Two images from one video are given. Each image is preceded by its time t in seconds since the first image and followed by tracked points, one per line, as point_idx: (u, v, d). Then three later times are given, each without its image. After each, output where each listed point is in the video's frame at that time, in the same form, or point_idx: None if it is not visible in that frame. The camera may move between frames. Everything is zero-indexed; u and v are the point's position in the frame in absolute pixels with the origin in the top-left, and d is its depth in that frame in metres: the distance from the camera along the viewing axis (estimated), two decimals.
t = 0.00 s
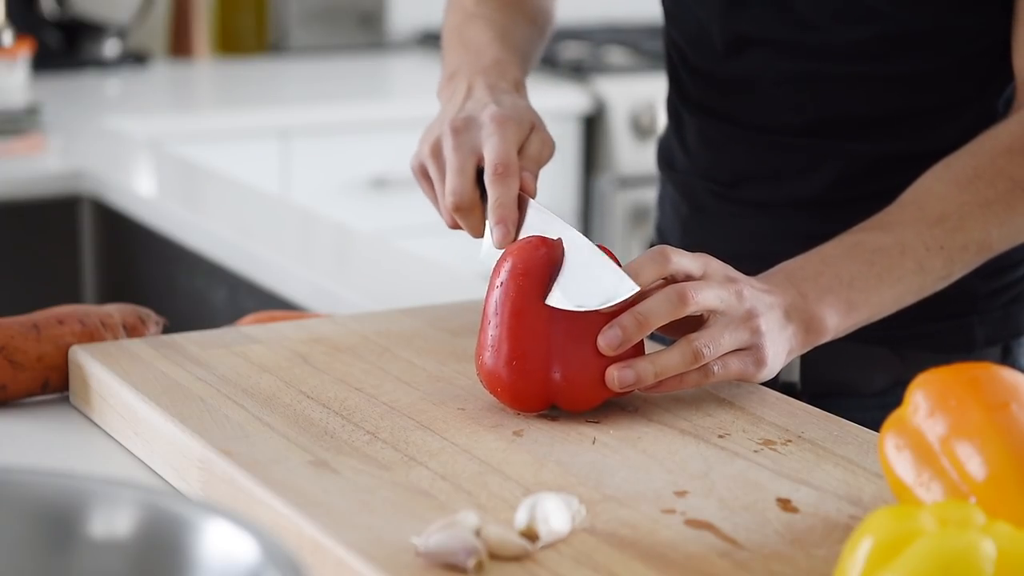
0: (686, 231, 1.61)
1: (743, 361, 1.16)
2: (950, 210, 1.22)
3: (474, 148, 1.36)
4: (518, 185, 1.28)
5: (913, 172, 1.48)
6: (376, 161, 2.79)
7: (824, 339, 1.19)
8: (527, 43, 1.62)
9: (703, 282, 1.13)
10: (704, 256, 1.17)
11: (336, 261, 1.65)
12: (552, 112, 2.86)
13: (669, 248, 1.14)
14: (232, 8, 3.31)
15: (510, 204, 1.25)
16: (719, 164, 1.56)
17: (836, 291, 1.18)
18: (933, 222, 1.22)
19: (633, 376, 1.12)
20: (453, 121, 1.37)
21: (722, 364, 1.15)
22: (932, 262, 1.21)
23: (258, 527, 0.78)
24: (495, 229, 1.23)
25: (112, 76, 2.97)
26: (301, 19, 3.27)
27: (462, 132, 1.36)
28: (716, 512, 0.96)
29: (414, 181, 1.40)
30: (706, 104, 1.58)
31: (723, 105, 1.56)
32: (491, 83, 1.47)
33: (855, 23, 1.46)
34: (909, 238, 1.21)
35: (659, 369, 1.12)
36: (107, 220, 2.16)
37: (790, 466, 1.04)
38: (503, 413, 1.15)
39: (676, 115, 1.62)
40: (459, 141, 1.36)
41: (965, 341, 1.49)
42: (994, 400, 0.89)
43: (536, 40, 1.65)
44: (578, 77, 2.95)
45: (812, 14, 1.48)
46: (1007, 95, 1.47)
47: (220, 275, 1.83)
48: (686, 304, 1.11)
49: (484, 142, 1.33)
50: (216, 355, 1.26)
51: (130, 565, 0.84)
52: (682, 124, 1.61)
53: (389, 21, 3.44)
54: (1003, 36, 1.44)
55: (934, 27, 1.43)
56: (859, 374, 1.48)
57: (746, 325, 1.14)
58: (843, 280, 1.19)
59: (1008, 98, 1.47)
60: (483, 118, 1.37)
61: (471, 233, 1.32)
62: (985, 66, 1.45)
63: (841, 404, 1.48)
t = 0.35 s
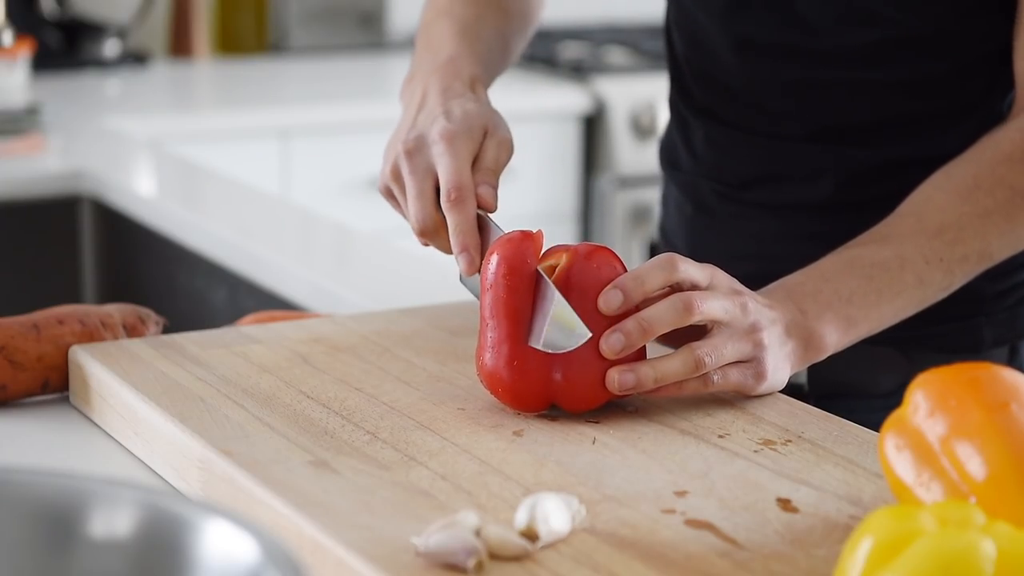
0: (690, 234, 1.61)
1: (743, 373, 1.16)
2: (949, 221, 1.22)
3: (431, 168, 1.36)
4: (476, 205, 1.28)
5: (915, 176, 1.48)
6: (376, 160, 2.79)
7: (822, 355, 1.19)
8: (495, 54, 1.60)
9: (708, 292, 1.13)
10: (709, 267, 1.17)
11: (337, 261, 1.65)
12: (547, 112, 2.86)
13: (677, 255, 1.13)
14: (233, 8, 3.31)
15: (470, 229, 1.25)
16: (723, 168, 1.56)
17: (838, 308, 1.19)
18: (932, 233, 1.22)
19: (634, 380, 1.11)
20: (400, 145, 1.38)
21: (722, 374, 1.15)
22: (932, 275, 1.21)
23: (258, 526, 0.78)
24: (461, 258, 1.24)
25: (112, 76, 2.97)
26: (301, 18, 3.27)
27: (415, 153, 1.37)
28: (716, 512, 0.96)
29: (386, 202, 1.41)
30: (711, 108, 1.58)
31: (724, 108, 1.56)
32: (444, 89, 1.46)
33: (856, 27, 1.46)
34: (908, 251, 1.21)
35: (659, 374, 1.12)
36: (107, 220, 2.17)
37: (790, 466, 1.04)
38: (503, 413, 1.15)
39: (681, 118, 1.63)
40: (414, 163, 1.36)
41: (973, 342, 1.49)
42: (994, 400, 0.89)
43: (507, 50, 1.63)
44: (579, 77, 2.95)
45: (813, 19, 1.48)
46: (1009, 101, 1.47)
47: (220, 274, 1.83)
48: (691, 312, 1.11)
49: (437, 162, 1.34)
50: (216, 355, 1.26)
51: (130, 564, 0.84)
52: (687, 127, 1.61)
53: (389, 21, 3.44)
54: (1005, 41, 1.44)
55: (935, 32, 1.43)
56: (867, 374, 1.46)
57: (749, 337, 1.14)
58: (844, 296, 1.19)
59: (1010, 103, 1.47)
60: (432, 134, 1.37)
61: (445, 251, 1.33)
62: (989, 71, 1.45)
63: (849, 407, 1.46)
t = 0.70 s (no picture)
0: (689, 236, 1.61)
1: (743, 377, 1.16)
2: (952, 223, 1.21)
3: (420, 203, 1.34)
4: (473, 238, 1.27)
5: (916, 176, 1.48)
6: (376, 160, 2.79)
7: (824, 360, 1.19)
8: (481, 74, 1.58)
9: (710, 295, 1.13)
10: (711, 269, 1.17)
11: (336, 261, 1.65)
12: (547, 112, 2.87)
13: (680, 257, 1.13)
14: (232, 8, 3.31)
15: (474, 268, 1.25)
16: (722, 171, 1.56)
17: (839, 312, 1.18)
18: (935, 236, 1.21)
19: (634, 381, 1.12)
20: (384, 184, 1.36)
21: (722, 376, 1.15)
22: (935, 278, 1.20)
23: (258, 526, 0.78)
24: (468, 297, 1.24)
25: (112, 76, 2.97)
26: (301, 18, 3.27)
27: (401, 192, 1.35)
28: (716, 512, 0.96)
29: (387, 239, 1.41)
30: (709, 111, 1.57)
31: (723, 111, 1.55)
32: (420, 116, 1.43)
33: (854, 30, 1.46)
34: (911, 254, 1.20)
35: (659, 376, 1.12)
36: (107, 220, 2.17)
37: (790, 466, 1.04)
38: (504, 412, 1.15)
39: (678, 121, 1.62)
40: (403, 202, 1.35)
41: (970, 345, 1.48)
42: (994, 400, 0.89)
43: (493, 69, 1.60)
44: (579, 77, 2.94)
45: (812, 22, 1.47)
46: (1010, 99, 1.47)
47: (219, 274, 1.83)
48: (693, 315, 1.11)
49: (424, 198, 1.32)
50: (216, 355, 1.26)
51: (130, 564, 0.84)
52: (684, 130, 1.61)
53: (390, 22, 3.44)
54: (1006, 40, 1.44)
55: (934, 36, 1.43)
56: (864, 377, 1.48)
57: (750, 341, 1.15)
58: (845, 300, 1.19)
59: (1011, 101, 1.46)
60: (413, 167, 1.35)
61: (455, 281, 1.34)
62: (989, 72, 1.45)
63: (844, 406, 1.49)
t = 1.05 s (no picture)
0: (686, 238, 1.62)
1: (742, 378, 1.16)
2: (951, 219, 1.20)
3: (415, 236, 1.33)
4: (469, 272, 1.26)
5: (910, 177, 1.47)
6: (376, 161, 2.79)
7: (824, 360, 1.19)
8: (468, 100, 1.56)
9: (709, 298, 1.14)
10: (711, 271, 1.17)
11: (336, 261, 1.65)
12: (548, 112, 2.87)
13: (677, 260, 1.13)
14: (233, 9, 3.31)
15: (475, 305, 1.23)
16: (716, 174, 1.56)
17: (837, 312, 1.18)
18: (934, 233, 1.20)
19: (632, 382, 1.12)
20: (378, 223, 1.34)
21: (721, 379, 1.15)
22: (934, 276, 1.19)
23: (258, 526, 0.78)
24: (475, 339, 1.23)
25: (113, 76, 2.97)
26: (301, 18, 3.27)
27: (395, 229, 1.33)
28: (716, 512, 0.96)
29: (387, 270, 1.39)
30: (701, 114, 1.57)
31: (715, 113, 1.55)
32: (403, 146, 1.41)
33: (845, 31, 1.45)
34: (909, 252, 1.19)
35: (657, 377, 1.12)
36: (107, 220, 2.16)
37: (790, 466, 1.04)
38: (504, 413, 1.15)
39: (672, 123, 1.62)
40: (400, 241, 1.33)
41: (963, 347, 1.48)
42: (993, 400, 0.89)
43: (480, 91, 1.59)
44: (579, 77, 2.94)
45: (802, 23, 1.47)
46: (1003, 98, 1.46)
47: (219, 274, 1.83)
48: (691, 317, 1.11)
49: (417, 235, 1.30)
50: (216, 355, 1.26)
51: (130, 564, 0.84)
52: (677, 132, 1.61)
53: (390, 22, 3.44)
54: (999, 35, 1.43)
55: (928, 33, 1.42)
56: (856, 380, 1.48)
57: (749, 343, 1.15)
58: (844, 300, 1.18)
59: (1004, 100, 1.46)
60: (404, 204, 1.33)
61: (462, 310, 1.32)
62: (983, 68, 1.44)
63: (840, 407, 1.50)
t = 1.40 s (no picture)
0: (677, 238, 1.61)
1: (739, 378, 1.16)
2: (950, 218, 1.20)
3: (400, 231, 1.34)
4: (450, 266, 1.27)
5: (904, 174, 1.47)
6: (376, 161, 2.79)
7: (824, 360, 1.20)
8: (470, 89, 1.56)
9: (707, 300, 1.14)
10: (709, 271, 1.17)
11: (336, 261, 1.65)
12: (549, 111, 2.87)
13: (676, 261, 1.13)
14: (232, 9, 3.31)
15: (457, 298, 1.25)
16: (709, 171, 1.56)
17: (839, 313, 1.18)
18: (933, 232, 1.20)
19: (629, 381, 1.12)
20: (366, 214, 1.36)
21: (719, 379, 1.15)
22: (934, 274, 1.20)
23: (257, 526, 0.78)
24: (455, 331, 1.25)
25: (112, 76, 2.97)
26: (301, 18, 3.27)
27: (382, 221, 1.35)
28: (716, 512, 0.96)
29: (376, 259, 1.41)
30: (695, 111, 1.57)
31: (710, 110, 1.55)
32: (398, 137, 1.41)
33: (837, 24, 1.45)
34: (909, 251, 1.20)
35: (655, 376, 1.12)
36: (106, 220, 2.16)
37: (790, 467, 1.04)
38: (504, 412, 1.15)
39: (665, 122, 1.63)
40: (387, 233, 1.35)
41: (955, 347, 1.48)
42: (993, 400, 0.89)
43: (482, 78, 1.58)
44: (579, 77, 2.94)
45: (796, 18, 1.47)
46: (998, 98, 1.46)
47: (219, 274, 1.83)
48: (690, 320, 1.12)
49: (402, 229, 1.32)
50: (216, 355, 1.26)
51: (130, 565, 0.84)
52: (670, 130, 1.61)
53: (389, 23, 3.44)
54: (997, 32, 1.43)
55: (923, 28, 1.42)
56: (850, 382, 1.48)
57: (746, 343, 1.15)
58: (844, 300, 1.19)
59: (998, 100, 1.46)
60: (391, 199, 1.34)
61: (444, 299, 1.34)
62: (979, 65, 1.44)
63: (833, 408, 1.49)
